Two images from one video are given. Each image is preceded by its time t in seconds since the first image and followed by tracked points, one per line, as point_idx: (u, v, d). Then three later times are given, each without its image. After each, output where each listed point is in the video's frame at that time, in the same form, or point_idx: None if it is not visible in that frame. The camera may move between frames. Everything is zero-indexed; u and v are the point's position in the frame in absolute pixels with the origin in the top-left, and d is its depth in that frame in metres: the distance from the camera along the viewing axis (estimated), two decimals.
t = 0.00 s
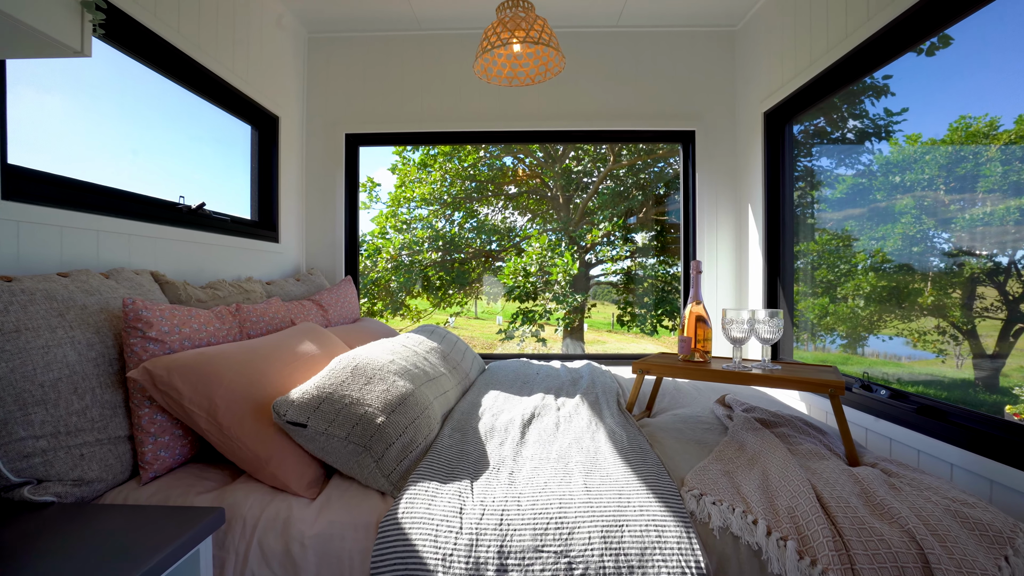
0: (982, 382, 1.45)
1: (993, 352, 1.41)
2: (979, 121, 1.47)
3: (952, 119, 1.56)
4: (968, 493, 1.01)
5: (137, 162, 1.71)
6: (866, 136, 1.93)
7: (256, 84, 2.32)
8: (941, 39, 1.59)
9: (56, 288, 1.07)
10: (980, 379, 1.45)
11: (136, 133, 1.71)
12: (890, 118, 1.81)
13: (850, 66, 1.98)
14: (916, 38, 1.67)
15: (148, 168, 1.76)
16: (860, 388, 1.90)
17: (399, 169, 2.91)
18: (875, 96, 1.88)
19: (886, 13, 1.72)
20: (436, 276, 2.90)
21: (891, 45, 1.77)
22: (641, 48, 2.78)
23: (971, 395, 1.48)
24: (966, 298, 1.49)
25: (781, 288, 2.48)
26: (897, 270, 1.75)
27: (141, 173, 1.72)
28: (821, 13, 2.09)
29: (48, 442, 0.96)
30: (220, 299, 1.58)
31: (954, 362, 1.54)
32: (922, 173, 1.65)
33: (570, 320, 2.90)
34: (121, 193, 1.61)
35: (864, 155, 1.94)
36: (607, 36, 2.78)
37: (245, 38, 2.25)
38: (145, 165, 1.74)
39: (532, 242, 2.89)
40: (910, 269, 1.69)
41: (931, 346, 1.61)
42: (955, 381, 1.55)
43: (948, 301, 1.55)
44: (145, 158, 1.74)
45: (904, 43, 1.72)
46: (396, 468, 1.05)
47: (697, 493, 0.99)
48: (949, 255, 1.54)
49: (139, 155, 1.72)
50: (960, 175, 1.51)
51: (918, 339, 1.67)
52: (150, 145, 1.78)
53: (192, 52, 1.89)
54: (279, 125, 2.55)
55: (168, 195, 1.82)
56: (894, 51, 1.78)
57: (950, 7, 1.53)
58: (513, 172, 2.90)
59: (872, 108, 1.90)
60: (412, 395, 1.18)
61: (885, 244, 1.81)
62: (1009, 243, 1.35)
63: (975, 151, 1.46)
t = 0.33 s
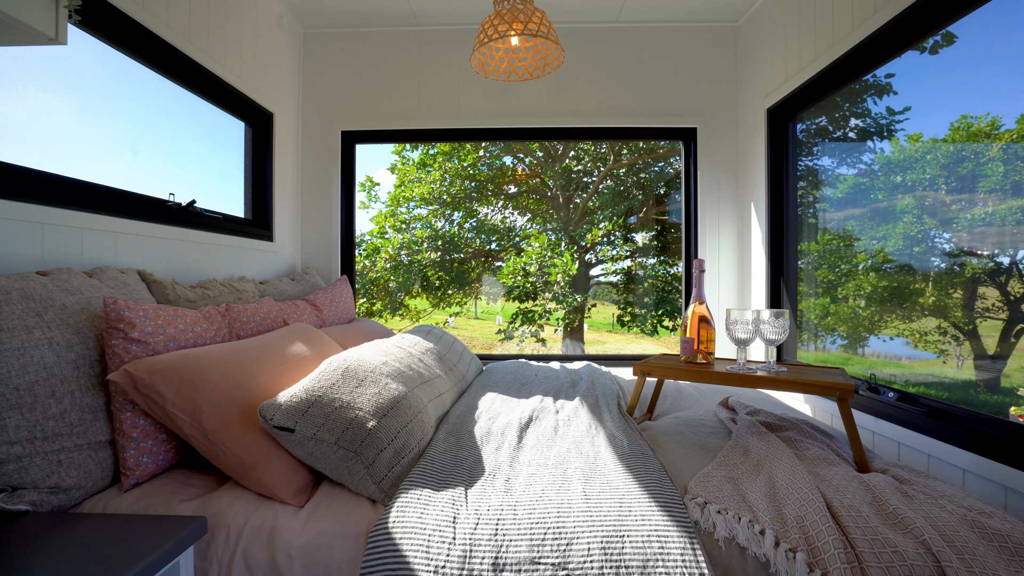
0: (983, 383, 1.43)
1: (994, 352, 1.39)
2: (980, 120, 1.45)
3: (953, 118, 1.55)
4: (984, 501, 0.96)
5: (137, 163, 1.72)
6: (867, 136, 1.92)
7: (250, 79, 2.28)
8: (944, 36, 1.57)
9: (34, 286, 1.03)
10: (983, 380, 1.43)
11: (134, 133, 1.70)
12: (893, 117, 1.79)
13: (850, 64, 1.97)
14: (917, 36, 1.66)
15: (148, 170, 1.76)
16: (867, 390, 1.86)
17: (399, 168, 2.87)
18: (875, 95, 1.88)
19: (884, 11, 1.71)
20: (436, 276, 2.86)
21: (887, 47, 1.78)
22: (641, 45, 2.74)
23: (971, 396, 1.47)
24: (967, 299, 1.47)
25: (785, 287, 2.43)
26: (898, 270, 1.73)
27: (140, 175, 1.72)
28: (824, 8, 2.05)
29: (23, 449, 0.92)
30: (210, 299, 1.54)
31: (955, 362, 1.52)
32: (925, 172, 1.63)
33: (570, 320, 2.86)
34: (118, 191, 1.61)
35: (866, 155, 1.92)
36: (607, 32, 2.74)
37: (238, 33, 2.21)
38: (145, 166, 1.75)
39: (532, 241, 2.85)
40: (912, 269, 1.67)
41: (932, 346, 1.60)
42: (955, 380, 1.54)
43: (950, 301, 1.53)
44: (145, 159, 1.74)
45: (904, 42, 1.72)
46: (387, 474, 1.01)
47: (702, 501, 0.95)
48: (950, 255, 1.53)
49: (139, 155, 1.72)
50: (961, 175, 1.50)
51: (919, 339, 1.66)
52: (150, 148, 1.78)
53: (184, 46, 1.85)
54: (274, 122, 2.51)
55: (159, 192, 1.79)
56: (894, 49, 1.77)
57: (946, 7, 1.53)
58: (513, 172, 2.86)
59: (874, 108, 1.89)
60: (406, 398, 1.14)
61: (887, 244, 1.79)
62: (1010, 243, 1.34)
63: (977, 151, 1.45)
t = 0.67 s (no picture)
0: (983, 383, 1.43)
1: (996, 352, 1.38)
2: (981, 119, 1.44)
3: (951, 119, 1.54)
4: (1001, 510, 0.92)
5: (138, 162, 1.74)
6: (868, 135, 1.89)
7: (243, 75, 2.24)
8: (946, 33, 1.55)
9: (11, 286, 0.99)
10: (985, 381, 1.42)
11: (137, 136, 1.74)
12: (893, 116, 1.76)
13: (852, 61, 1.94)
14: (918, 33, 1.64)
15: (150, 168, 1.79)
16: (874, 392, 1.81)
17: (399, 168, 2.83)
18: (877, 93, 1.85)
19: (885, 9, 1.69)
20: (435, 276, 2.81)
21: (883, 47, 1.79)
22: (641, 41, 2.70)
23: (972, 396, 1.46)
24: (968, 298, 1.45)
25: (788, 286, 2.39)
26: (898, 270, 1.71)
27: (142, 174, 1.75)
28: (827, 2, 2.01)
29: None
30: (199, 299, 1.50)
31: (956, 362, 1.51)
32: (926, 171, 1.61)
33: (570, 320, 2.82)
34: (114, 190, 1.61)
35: (868, 153, 1.88)
36: (607, 28, 2.70)
37: (231, 27, 2.17)
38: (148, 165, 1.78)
39: (531, 241, 2.81)
40: (913, 269, 1.65)
41: (933, 346, 1.58)
42: (955, 379, 1.52)
43: (952, 301, 1.51)
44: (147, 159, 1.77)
45: (904, 40, 1.70)
46: (378, 482, 0.97)
47: (706, 510, 0.91)
48: (951, 255, 1.51)
49: (140, 155, 1.74)
50: (961, 176, 1.48)
51: (920, 339, 1.64)
52: (151, 150, 1.80)
53: (175, 42, 1.82)
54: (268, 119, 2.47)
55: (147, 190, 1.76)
56: (895, 46, 1.75)
57: (944, 6, 1.53)
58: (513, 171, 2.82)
59: (876, 106, 1.85)
60: (398, 401, 1.10)
61: (885, 244, 1.77)
62: (1008, 242, 1.34)
63: (979, 150, 1.43)
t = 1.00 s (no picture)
0: (984, 383, 1.41)
1: (998, 353, 1.36)
2: (984, 119, 1.42)
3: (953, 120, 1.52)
4: None
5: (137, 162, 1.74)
6: (872, 133, 1.85)
7: (237, 70, 2.19)
8: (953, 30, 1.51)
9: None
10: (984, 381, 1.41)
11: (139, 134, 1.74)
12: (898, 114, 1.73)
13: (858, 57, 1.90)
14: (924, 30, 1.60)
15: (150, 168, 1.79)
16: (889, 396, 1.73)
17: (399, 167, 2.77)
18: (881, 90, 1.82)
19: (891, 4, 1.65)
20: (434, 276, 2.76)
21: (886, 44, 1.76)
22: (643, 37, 2.64)
23: (974, 396, 1.44)
24: (970, 299, 1.43)
25: (795, 286, 2.33)
26: (899, 270, 1.69)
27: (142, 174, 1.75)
28: None
29: None
30: (187, 299, 1.44)
31: (956, 361, 1.49)
32: (928, 170, 1.59)
33: (570, 321, 2.76)
34: (97, 185, 1.55)
35: (870, 153, 1.86)
36: (608, 23, 2.65)
37: (224, 20, 2.11)
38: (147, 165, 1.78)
39: (531, 240, 2.75)
40: (914, 270, 1.63)
41: (934, 346, 1.56)
42: (953, 379, 1.51)
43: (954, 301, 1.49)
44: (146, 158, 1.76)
45: (910, 36, 1.66)
46: (369, 493, 0.91)
47: (719, 524, 0.86)
48: (953, 254, 1.49)
49: (140, 155, 1.74)
50: (965, 174, 1.46)
51: (920, 339, 1.61)
52: (153, 153, 1.81)
53: (166, 34, 1.76)
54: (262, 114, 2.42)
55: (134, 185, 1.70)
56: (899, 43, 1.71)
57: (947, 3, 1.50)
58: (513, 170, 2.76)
59: (880, 104, 1.82)
60: (392, 407, 1.05)
61: (889, 244, 1.74)
62: (1009, 243, 1.33)
63: (982, 149, 1.41)
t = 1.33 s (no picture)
0: (988, 383, 1.39)
1: (1000, 353, 1.34)
2: (985, 118, 1.39)
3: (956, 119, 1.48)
4: None
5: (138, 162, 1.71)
6: (875, 131, 1.81)
7: (233, 66, 2.14)
8: (959, 27, 1.47)
9: None
10: (987, 381, 1.39)
11: (136, 133, 1.71)
12: (901, 113, 1.69)
13: (861, 55, 1.86)
14: (931, 27, 1.55)
15: (150, 168, 1.76)
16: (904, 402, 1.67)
17: (398, 167, 2.72)
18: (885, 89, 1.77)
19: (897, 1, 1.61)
20: (433, 276, 2.71)
21: (889, 43, 1.72)
22: (645, 33, 2.60)
23: (977, 396, 1.43)
24: (971, 299, 1.41)
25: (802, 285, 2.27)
26: (900, 270, 1.65)
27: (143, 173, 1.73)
28: None
29: None
30: (177, 300, 1.40)
31: (957, 362, 1.48)
32: (931, 168, 1.55)
33: (570, 321, 2.71)
34: (84, 182, 1.49)
35: (873, 151, 1.82)
36: (610, 19, 2.60)
37: (220, 15, 2.06)
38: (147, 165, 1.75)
39: (532, 240, 2.70)
40: (914, 270, 1.59)
41: (935, 347, 1.54)
42: (958, 379, 1.48)
43: (955, 301, 1.46)
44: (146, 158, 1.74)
45: (915, 35, 1.62)
46: (363, 505, 0.86)
47: (733, 539, 0.81)
48: (954, 254, 1.46)
49: (139, 155, 1.71)
50: (966, 174, 1.42)
51: (922, 340, 1.58)
52: (152, 151, 1.78)
53: (160, 28, 1.71)
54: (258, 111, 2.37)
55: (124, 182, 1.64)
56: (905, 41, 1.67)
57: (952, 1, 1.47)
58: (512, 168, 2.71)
59: (884, 101, 1.77)
60: (388, 413, 1.00)
61: (891, 244, 1.70)
62: (1013, 243, 1.29)
63: (982, 149, 1.38)
